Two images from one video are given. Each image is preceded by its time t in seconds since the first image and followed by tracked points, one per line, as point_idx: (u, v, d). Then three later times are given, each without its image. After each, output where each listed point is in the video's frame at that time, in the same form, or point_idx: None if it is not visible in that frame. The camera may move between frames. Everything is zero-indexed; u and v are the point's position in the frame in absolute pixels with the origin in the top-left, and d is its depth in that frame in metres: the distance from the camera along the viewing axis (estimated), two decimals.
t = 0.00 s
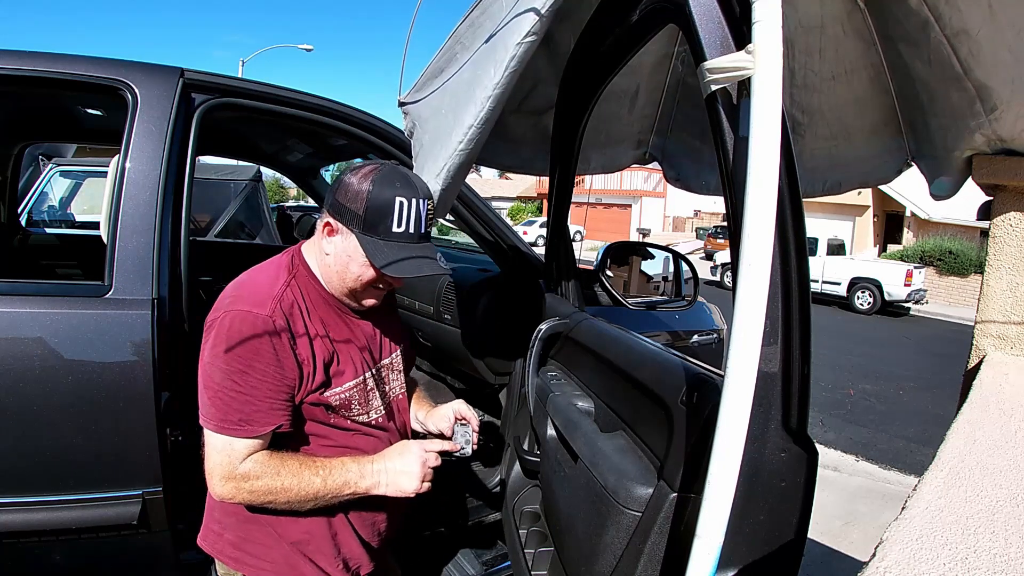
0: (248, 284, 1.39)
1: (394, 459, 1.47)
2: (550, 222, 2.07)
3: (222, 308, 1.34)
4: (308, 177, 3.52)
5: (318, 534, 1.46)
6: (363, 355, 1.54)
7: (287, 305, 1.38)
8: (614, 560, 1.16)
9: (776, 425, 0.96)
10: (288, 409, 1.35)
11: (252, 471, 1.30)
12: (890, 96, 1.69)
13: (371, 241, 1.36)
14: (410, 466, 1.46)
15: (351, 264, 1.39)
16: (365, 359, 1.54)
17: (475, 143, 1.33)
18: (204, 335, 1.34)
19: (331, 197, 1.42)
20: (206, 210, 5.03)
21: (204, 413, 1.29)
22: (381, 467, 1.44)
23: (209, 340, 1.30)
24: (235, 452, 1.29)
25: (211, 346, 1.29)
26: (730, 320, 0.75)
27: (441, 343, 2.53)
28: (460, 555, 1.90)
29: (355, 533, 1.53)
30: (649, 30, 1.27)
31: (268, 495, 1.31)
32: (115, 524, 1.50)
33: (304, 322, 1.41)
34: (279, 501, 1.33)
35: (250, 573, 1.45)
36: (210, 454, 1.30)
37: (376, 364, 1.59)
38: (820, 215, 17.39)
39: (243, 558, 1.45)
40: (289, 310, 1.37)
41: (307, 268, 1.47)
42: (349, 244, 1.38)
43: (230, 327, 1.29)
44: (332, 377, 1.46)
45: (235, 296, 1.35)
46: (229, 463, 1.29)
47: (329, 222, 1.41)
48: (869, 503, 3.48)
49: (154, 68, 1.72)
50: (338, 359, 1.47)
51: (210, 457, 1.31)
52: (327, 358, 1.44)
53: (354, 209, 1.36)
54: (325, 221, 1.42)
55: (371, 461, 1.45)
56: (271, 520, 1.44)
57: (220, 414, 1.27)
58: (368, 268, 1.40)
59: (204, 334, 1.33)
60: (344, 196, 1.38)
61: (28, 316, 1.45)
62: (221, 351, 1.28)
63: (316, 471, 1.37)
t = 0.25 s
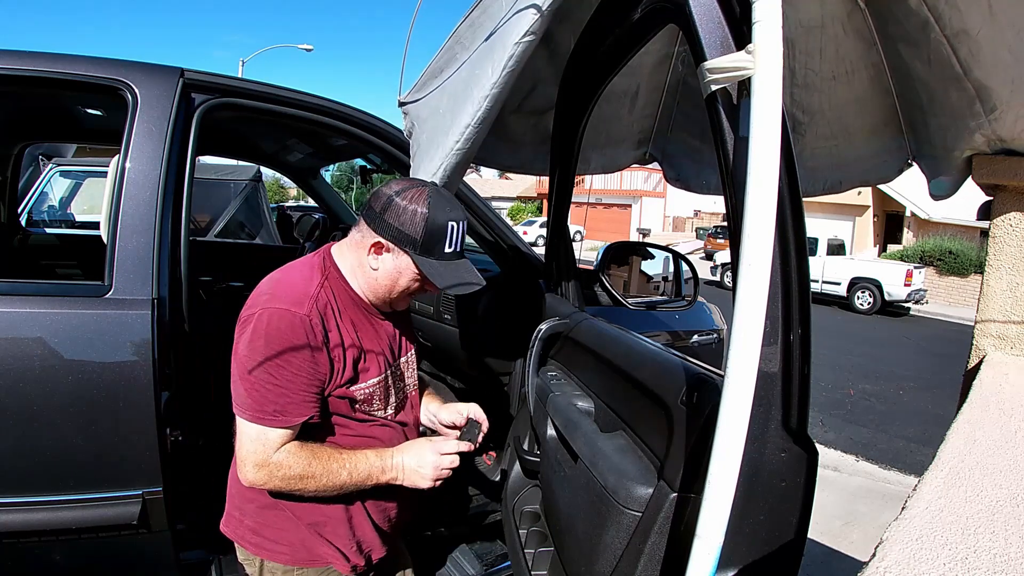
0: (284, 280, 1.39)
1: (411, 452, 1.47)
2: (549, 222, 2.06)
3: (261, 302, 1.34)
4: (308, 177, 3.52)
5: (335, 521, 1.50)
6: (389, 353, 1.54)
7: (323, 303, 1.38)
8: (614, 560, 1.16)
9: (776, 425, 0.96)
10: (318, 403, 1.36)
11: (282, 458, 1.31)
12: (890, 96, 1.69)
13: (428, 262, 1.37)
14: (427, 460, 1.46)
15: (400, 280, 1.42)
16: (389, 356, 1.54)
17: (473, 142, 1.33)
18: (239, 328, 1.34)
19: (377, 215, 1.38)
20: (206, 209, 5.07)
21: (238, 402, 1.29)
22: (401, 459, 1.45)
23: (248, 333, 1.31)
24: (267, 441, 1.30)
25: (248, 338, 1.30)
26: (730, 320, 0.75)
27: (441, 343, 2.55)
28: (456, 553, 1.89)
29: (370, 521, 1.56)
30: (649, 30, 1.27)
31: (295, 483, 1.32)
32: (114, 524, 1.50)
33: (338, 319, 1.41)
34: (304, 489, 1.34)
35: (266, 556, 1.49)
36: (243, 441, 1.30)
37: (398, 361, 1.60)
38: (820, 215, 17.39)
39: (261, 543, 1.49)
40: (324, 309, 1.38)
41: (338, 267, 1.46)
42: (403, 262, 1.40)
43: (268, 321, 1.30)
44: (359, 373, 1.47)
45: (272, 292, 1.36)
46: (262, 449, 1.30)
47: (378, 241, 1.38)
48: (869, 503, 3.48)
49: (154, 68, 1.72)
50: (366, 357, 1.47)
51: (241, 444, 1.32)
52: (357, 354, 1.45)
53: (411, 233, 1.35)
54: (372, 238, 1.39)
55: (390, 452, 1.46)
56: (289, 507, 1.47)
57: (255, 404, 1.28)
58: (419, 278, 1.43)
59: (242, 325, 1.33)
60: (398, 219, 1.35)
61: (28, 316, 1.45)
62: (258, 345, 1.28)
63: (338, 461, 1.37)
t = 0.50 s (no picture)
0: (333, 284, 1.42)
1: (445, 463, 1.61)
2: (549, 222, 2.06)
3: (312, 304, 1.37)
4: (309, 177, 3.53)
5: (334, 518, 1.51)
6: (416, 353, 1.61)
7: (374, 306, 1.43)
8: (614, 560, 1.16)
9: (776, 425, 0.96)
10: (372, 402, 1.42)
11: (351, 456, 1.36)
12: (890, 97, 1.69)
13: (467, 287, 1.46)
14: (461, 467, 1.61)
15: (433, 298, 1.50)
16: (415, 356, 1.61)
17: (484, 140, 1.33)
18: (292, 331, 1.35)
19: (424, 236, 1.44)
20: (206, 209, 5.12)
21: (304, 402, 1.31)
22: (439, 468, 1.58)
23: (305, 335, 1.33)
24: (339, 441, 1.34)
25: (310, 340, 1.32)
26: (730, 321, 0.75)
27: (442, 343, 2.57)
28: (452, 555, 1.87)
29: (375, 519, 1.57)
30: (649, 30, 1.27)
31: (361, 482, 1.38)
32: (114, 524, 1.50)
33: (385, 322, 1.46)
34: (367, 490, 1.40)
35: (265, 547, 1.51)
36: (309, 442, 1.33)
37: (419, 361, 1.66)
38: (820, 215, 17.39)
39: (260, 534, 1.51)
40: (375, 311, 1.43)
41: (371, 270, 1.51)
42: (442, 282, 1.48)
43: (331, 324, 1.33)
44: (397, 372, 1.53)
45: (325, 295, 1.38)
46: (331, 449, 1.33)
47: (422, 261, 1.45)
48: (869, 503, 3.48)
49: (154, 68, 1.72)
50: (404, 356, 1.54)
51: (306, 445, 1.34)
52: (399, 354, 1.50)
53: (456, 260, 1.43)
54: (415, 257, 1.45)
55: (428, 463, 1.59)
56: (292, 500, 1.49)
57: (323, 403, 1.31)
58: (451, 296, 1.52)
59: (295, 328, 1.35)
60: (444, 244, 1.43)
61: (28, 316, 1.45)
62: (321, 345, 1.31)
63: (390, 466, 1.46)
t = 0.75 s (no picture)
0: (384, 309, 1.45)
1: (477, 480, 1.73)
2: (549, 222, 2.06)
3: (362, 333, 1.41)
4: (308, 177, 3.53)
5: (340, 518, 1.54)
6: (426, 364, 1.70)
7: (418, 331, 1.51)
8: (614, 560, 1.16)
9: (776, 425, 0.96)
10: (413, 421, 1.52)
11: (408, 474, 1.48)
12: (890, 97, 1.69)
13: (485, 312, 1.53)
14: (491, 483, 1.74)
15: (451, 323, 1.56)
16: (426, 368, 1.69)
17: (484, 140, 1.33)
18: (352, 359, 1.39)
19: (447, 261, 1.51)
20: (206, 209, 5.11)
21: (373, 429, 1.38)
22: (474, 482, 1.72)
23: (363, 365, 1.38)
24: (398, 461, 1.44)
25: (376, 370, 1.38)
26: (730, 321, 0.75)
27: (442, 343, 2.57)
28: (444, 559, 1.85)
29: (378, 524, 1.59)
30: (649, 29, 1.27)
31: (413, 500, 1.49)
32: (114, 524, 1.50)
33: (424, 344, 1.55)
34: (419, 505, 1.51)
35: (272, 553, 1.51)
36: (372, 465, 1.41)
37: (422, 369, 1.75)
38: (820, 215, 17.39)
39: (267, 541, 1.50)
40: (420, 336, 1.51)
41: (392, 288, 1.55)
42: (461, 307, 1.54)
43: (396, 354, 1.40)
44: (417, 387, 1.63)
45: (382, 322, 1.43)
46: (394, 469, 1.44)
47: (445, 285, 1.51)
48: (869, 503, 3.48)
49: (154, 68, 1.72)
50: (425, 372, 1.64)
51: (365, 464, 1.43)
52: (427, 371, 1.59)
53: (477, 286, 1.51)
54: (438, 282, 1.51)
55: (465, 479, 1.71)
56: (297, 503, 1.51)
57: (390, 429, 1.40)
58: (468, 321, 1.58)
59: (348, 358, 1.39)
60: (467, 271, 1.50)
61: (27, 316, 1.45)
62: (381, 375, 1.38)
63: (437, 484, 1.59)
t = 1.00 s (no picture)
0: (416, 346, 1.49)
1: (501, 481, 1.73)
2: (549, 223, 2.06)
3: (398, 364, 1.44)
4: (308, 177, 3.53)
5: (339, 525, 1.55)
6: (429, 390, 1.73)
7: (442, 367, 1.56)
8: (614, 560, 1.16)
9: (776, 425, 0.96)
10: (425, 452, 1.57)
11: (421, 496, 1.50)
12: (890, 97, 1.69)
13: (502, 339, 1.59)
14: (516, 482, 1.73)
15: (468, 350, 1.60)
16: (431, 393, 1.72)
17: (470, 142, 1.33)
18: (386, 394, 1.41)
19: (461, 293, 1.55)
20: (207, 210, 5.07)
21: (398, 463, 1.42)
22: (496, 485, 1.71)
23: (394, 401, 1.41)
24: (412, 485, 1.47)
25: (407, 406, 1.42)
26: (730, 321, 0.75)
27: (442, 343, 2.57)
28: (442, 559, 1.83)
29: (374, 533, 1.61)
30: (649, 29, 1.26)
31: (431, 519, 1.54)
32: (115, 524, 1.50)
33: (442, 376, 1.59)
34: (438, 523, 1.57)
35: (273, 555, 1.53)
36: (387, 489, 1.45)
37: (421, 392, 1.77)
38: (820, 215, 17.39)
39: (268, 544, 1.52)
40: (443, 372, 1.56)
41: (410, 314, 1.58)
42: (478, 335, 1.59)
43: (427, 392, 1.44)
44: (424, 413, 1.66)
45: (416, 360, 1.46)
46: (406, 495, 1.47)
47: (461, 316, 1.55)
48: (869, 503, 3.48)
49: (154, 68, 1.72)
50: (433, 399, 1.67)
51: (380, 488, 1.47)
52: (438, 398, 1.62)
53: (492, 315, 1.55)
54: (454, 312, 1.55)
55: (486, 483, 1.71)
56: (296, 508, 1.51)
57: (413, 464, 1.44)
58: (486, 348, 1.63)
59: (381, 387, 1.42)
60: (481, 300, 1.54)
61: (28, 315, 1.45)
62: (411, 409, 1.42)
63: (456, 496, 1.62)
